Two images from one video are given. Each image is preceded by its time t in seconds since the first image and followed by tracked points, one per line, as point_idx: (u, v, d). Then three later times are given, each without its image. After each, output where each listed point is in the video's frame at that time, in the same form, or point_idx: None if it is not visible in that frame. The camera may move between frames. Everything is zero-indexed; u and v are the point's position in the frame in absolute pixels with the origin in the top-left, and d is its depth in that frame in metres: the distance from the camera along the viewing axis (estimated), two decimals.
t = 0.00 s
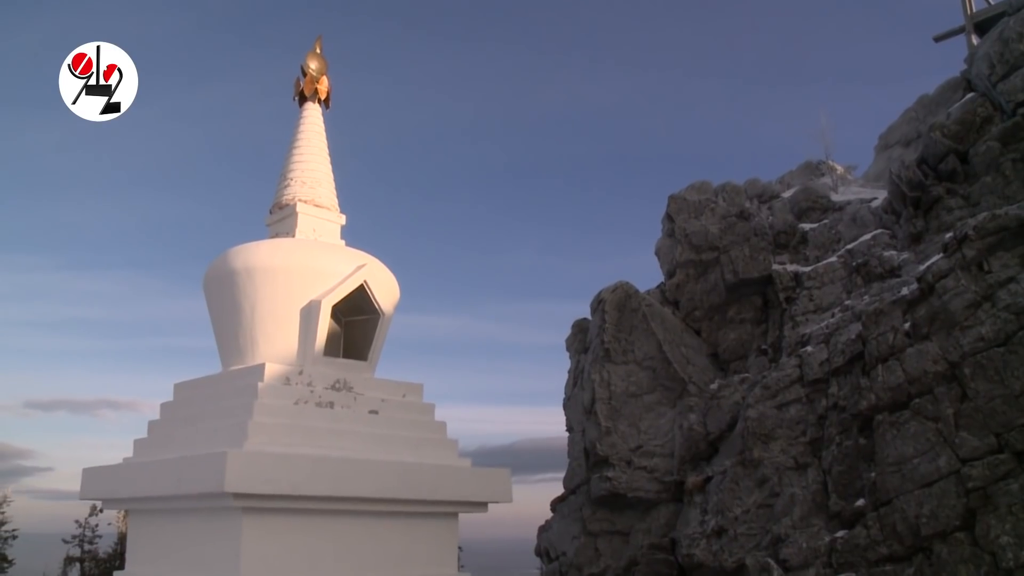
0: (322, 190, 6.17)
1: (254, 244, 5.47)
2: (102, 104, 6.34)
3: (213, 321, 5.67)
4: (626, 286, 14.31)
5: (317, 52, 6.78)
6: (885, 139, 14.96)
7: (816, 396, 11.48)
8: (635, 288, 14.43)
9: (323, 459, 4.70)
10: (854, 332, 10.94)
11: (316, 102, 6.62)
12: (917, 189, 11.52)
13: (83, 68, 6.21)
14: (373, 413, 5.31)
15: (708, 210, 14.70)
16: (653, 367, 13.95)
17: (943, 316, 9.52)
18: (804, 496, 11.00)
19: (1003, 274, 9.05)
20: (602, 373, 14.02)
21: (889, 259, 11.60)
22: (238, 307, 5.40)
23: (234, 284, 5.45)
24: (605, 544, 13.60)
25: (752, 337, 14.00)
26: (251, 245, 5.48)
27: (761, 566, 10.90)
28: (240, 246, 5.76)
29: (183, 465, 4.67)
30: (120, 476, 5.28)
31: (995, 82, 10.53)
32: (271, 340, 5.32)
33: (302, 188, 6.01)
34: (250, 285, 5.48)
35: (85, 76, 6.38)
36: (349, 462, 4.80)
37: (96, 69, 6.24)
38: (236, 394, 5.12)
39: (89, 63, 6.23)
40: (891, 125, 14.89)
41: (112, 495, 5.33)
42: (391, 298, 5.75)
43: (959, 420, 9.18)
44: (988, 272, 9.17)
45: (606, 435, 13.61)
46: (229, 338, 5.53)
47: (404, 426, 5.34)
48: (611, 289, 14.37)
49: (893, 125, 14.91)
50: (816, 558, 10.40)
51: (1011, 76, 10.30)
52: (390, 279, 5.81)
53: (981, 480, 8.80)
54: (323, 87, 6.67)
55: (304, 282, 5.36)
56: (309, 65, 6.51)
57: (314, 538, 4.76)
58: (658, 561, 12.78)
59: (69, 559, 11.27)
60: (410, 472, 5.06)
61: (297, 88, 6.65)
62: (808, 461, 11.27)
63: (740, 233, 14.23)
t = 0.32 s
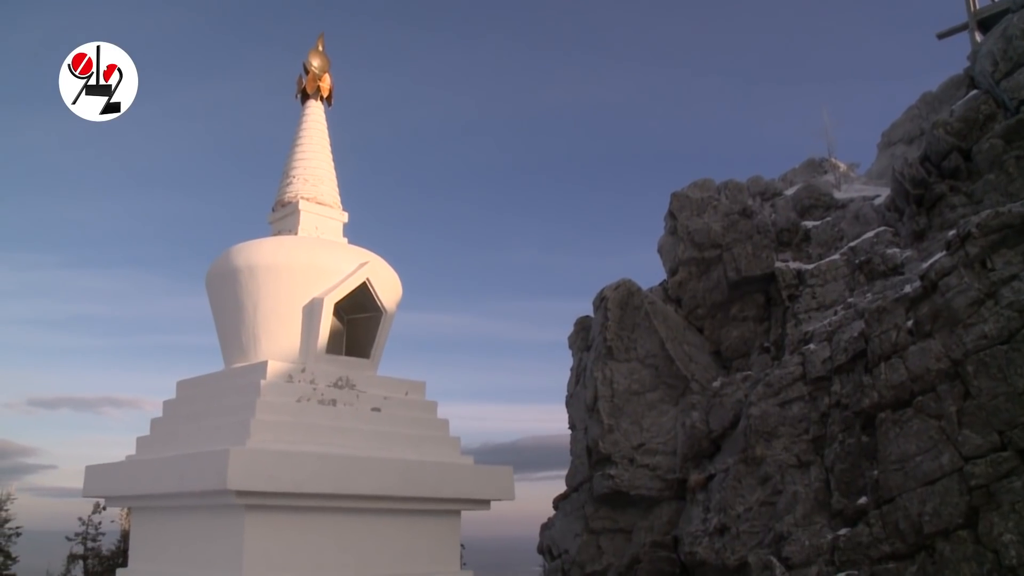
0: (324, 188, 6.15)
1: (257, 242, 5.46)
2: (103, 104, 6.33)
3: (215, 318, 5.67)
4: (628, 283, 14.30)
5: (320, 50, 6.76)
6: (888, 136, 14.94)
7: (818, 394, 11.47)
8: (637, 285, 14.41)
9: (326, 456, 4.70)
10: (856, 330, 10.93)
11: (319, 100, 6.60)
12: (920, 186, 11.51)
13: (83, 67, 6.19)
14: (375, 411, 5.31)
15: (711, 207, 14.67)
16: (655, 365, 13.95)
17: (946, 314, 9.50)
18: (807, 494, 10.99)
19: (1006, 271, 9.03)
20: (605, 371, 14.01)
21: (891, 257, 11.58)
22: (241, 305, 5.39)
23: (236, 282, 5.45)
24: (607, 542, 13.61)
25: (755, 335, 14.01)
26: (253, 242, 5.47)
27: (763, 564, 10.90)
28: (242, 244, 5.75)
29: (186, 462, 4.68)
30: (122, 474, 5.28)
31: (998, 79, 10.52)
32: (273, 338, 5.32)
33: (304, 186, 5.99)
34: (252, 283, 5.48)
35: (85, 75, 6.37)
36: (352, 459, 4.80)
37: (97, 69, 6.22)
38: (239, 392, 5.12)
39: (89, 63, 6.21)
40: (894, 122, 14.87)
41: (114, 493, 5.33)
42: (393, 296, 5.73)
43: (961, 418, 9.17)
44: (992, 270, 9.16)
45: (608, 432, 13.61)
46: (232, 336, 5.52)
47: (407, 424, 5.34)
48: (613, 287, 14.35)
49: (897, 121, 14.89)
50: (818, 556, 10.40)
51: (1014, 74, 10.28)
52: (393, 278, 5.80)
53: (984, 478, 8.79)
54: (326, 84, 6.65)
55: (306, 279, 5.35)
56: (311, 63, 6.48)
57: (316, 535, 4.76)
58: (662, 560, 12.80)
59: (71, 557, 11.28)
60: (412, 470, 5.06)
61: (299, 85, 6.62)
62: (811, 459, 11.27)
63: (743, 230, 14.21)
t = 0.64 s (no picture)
0: (323, 187, 6.13)
1: (256, 241, 5.44)
2: (102, 104, 6.34)
3: (215, 317, 5.66)
4: (628, 282, 14.30)
5: (320, 49, 6.73)
6: (887, 135, 14.95)
7: (818, 392, 11.46)
8: (637, 284, 14.41)
9: (325, 455, 4.70)
10: (856, 328, 10.94)
11: (318, 99, 6.57)
12: (920, 185, 11.51)
13: (83, 68, 6.19)
14: (375, 409, 5.30)
15: (711, 205, 14.62)
16: (655, 363, 13.95)
17: (946, 312, 9.49)
18: (807, 492, 10.98)
19: (1006, 270, 9.05)
20: (604, 369, 14.01)
21: (891, 255, 11.57)
22: (240, 304, 5.38)
23: (236, 281, 5.43)
24: (607, 540, 13.60)
25: (755, 333, 14.03)
26: (254, 241, 5.45)
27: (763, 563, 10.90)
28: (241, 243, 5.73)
29: (186, 461, 4.68)
30: (122, 473, 5.27)
31: (998, 78, 10.56)
32: (273, 337, 5.29)
33: (304, 185, 5.98)
34: (252, 281, 5.46)
35: (85, 76, 6.36)
36: (351, 458, 4.80)
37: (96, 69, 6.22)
38: (238, 391, 5.11)
39: (89, 63, 6.20)
40: (893, 121, 14.89)
41: (113, 492, 5.32)
42: (392, 296, 5.72)
43: (961, 416, 9.17)
44: (991, 268, 9.18)
45: (608, 431, 13.60)
46: (231, 335, 5.50)
47: (406, 422, 5.33)
48: (613, 285, 14.35)
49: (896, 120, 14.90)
50: (818, 555, 10.40)
51: (1014, 72, 10.30)
52: (393, 278, 5.78)
53: (984, 476, 8.79)
54: (325, 83, 6.60)
55: (306, 278, 5.34)
56: (311, 61, 6.46)
57: (315, 535, 4.76)
58: (662, 560, 12.76)
59: (71, 556, 11.25)
60: (412, 469, 5.06)
61: (298, 84, 6.60)
62: (811, 458, 11.26)
63: (742, 228, 14.20)
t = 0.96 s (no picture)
0: (321, 184, 6.10)
1: (254, 238, 5.42)
2: (101, 104, 6.30)
3: (213, 314, 5.64)
4: (626, 280, 14.30)
5: (318, 46, 6.69)
6: (886, 133, 14.95)
7: (816, 390, 11.46)
8: (635, 282, 14.41)
9: (322, 453, 4.70)
10: (854, 327, 10.95)
11: (316, 96, 6.53)
12: (918, 183, 11.51)
13: (83, 68, 6.17)
14: (373, 407, 5.28)
15: (709, 203, 14.65)
16: (653, 361, 13.95)
17: (944, 310, 9.51)
18: (805, 490, 10.99)
19: (1004, 268, 9.06)
20: (602, 367, 14.01)
21: (889, 254, 11.58)
22: (238, 301, 5.36)
23: (234, 278, 5.41)
24: (605, 538, 13.61)
25: (753, 332, 14.00)
26: (251, 239, 5.44)
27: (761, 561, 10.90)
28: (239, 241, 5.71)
29: (184, 458, 4.67)
30: (120, 470, 5.26)
31: (996, 76, 10.58)
32: (271, 335, 5.27)
33: (302, 183, 5.95)
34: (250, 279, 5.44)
35: (84, 76, 6.33)
36: (349, 457, 4.79)
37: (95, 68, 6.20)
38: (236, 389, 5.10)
39: (88, 63, 6.18)
40: (891, 120, 14.90)
41: (111, 489, 5.31)
42: (391, 293, 5.69)
43: (960, 415, 9.18)
44: (989, 267, 9.20)
45: (606, 429, 13.60)
46: (229, 333, 5.47)
47: (404, 420, 5.32)
48: (612, 283, 14.35)
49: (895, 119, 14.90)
50: (815, 552, 10.40)
51: (1012, 70, 10.32)
52: (391, 276, 5.76)
53: (982, 475, 8.79)
54: (323, 80, 6.56)
55: (304, 276, 5.32)
56: (309, 58, 6.43)
57: (313, 532, 4.76)
58: (660, 561, 12.75)
59: (70, 553, 11.23)
60: (410, 466, 5.05)
61: (297, 81, 6.57)
62: (808, 456, 11.26)
63: (740, 227, 14.16)
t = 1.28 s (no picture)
0: (320, 177, 6.02)
1: (254, 231, 5.38)
2: (101, 104, 6.27)
3: (212, 307, 5.61)
4: (625, 273, 14.30)
5: (317, 39, 6.65)
6: (885, 126, 14.92)
7: (816, 382, 11.46)
8: (635, 275, 14.40)
9: (322, 446, 4.70)
10: (853, 320, 10.96)
11: (315, 90, 6.49)
12: (918, 176, 11.49)
13: (83, 69, 6.11)
14: (372, 400, 5.27)
15: (709, 196, 14.64)
16: (652, 354, 13.95)
17: (944, 303, 9.51)
18: (804, 483, 10.99)
19: (1003, 261, 9.07)
20: (602, 360, 14.02)
21: (889, 247, 11.57)
22: (237, 294, 5.33)
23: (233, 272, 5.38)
24: (604, 531, 13.62)
25: (753, 325, 14.01)
26: (251, 232, 5.40)
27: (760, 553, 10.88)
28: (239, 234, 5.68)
29: (184, 451, 4.68)
30: (120, 464, 5.25)
31: (997, 69, 10.57)
32: (271, 327, 5.25)
33: (301, 176, 5.89)
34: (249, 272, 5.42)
35: (85, 76, 6.33)
36: (347, 450, 4.79)
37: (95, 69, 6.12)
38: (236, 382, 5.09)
39: (89, 64, 6.17)
40: (891, 113, 14.89)
41: (110, 483, 5.30)
42: (390, 287, 5.66)
43: (959, 407, 9.17)
44: (989, 260, 9.20)
45: (606, 422, 13.62)
46: (228, 326, 5.46)
47: (404, 413, 5.31)
48: (611, 276, 14.34)
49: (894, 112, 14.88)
50: (815, 545, 10.41)
51: (1013, 63, 10.32)
52: (390, 269, 5.73)
53: (981, 468, 8.80)
54: (322, 74, 6.52)
55: (304, 269, 5.28)
56: (308, 52, 6.40)
57: (312, 525, 4.77)
58: (659, 553, 12.68)
59: (69, 547, 11.22)
60: (409, 459, 5.04)
61: (296, 75, 6.54)
62: (808, 449, 11.26)
63: (739, 220, 14.21)
